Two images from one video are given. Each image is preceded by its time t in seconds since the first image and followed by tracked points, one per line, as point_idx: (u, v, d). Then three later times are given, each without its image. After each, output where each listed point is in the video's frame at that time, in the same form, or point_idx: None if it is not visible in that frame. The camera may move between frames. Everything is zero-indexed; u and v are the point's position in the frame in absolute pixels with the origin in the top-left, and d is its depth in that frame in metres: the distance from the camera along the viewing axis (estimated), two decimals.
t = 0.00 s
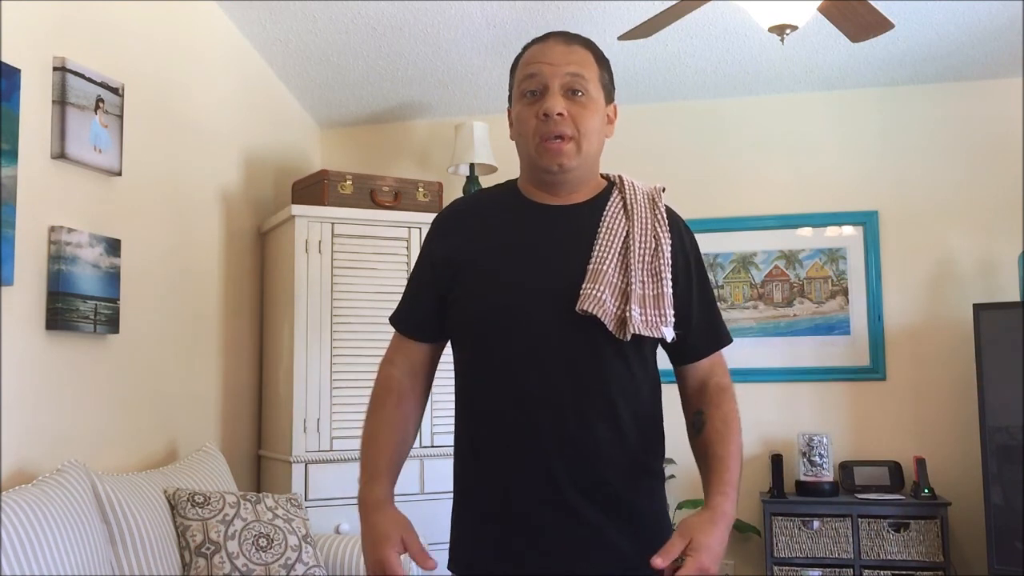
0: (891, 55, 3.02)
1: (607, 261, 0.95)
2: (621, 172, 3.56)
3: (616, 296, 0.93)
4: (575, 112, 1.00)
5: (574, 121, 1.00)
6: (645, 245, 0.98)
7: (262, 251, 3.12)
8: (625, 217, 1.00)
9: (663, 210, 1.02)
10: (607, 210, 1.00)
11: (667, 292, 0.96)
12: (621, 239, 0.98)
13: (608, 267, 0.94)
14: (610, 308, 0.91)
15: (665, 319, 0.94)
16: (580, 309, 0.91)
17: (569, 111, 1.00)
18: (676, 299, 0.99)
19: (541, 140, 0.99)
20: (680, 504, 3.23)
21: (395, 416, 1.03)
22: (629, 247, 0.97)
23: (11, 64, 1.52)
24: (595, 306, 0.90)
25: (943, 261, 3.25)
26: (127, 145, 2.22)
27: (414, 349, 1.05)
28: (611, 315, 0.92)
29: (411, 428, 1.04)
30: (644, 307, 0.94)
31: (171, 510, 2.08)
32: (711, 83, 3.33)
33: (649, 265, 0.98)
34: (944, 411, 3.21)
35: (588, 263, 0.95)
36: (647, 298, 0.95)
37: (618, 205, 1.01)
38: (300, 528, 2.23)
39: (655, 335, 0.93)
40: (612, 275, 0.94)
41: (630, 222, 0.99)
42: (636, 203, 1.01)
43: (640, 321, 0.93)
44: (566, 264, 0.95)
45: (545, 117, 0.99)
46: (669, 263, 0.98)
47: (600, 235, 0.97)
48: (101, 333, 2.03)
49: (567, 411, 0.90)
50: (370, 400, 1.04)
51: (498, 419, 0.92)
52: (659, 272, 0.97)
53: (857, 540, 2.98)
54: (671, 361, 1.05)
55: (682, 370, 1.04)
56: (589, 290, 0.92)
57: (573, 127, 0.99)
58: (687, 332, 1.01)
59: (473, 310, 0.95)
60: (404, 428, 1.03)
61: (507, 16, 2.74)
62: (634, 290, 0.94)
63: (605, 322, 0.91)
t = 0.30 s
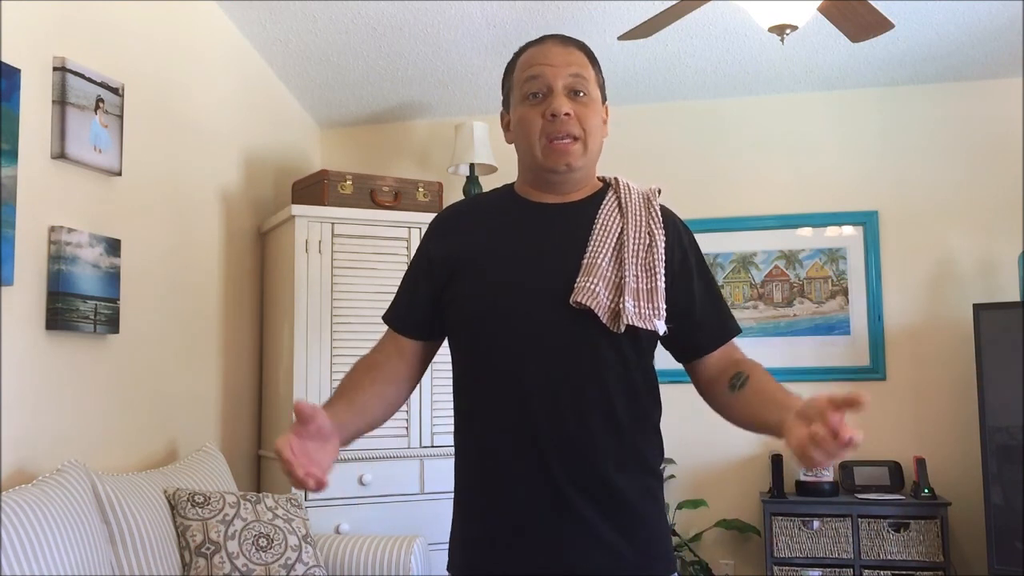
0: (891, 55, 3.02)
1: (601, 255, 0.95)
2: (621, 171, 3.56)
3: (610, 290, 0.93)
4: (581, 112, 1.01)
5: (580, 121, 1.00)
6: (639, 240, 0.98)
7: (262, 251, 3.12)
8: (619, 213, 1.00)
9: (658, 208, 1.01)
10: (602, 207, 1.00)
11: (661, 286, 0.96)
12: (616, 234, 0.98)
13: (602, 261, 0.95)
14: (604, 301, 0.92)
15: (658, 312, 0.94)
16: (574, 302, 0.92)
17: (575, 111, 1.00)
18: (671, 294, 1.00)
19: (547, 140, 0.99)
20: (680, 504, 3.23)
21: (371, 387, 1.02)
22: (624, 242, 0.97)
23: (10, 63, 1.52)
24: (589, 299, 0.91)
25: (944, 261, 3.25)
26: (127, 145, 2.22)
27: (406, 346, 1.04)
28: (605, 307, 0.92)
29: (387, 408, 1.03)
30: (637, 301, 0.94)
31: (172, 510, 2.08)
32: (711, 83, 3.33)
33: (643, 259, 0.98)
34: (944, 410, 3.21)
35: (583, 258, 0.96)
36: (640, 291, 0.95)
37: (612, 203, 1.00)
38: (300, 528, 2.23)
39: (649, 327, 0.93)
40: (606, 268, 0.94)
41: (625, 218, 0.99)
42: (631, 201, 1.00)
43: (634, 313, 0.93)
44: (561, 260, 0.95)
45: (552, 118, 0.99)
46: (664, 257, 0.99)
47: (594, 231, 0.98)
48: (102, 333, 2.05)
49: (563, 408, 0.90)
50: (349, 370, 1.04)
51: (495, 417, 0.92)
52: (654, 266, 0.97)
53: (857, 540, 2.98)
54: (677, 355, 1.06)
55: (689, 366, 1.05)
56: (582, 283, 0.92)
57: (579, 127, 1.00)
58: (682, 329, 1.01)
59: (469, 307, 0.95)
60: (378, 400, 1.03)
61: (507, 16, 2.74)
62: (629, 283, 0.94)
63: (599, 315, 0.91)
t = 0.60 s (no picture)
0: (891, 55, 3.02)
1: (602, 254, 0.95)
2: (622, 172, 3.57)
3: (611, 288, 0.93)
4: (568, 111, 1.00)
5: (568, 120, 1.00)
6: (638, 240, 0.99)
7: (262, 251, 3.12)
8: (618, 214, 1.00)
9: (657, 210, 1.02)
10: (602, 208, 1.00)
11: (661, 284, 0.96)
12: (616, 234, 0.98)
13: (603, 260, 0.95)
14: (604, 299, 0.92)
15: (659, 310, 0.94)
16: (575, 299, 0.92)
17: (562, 110, 1.00)
18: (670, 295, 1.00)
19: (535, 140, 1.00)
20: (680, 504, 3.23)
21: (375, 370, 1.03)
22: (624, 241, 0.98)
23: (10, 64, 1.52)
24: (590, 296, 0.91)
25: (944, 261, 3.25)
26: (127, 145, 2.22)
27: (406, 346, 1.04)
28: (606, 305, 0.92)
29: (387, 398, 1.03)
30: (638, 298, 0.94)
31: (172, 510, 2.08)
32: (711, 83, 3.33)
33: (643, 259, 0.98)
34: (944, 411, 3.21)
35: (583, 257, 0.96)
36: (641, 290, 0.95)
37: (611, 205, 1.00)
38: (300, 528, 2.23)
39: (650, 324, 0.93)
40: (607, 267, 0.94)
41: (624, 218, 0.99)
42: (629, 201, 1.01)
43: (635, 310, 0.93)
44: (560, 260, 0.95)
45: (538, 117, 1.00)
46: (663, 257, 0.99)
47: (593, 231, 0.98)
48: (101, 333, 2.03)
49: (564, 407, 0.90)
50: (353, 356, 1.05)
51: (496, 416, 0.92)
52: (654, 265, 0.97)
53: (857, 540, 2.98)
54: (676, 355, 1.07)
55: (689, 366, 1.05)
56: (583, 281, 0.92)
57: (565, 127, 1.00)
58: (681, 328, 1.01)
59: (467, 308, 0.95)
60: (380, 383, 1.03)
61: (507, 16, 2.74)
62: (629, 281, 0.94)
63: (600, 312, 0.91)
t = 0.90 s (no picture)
0: (891, 55, 3.02)
1: (603, 255, 0.95)
2: (621, 172, 3.57)
3: (612, 290, 0.93)
4: (568, 111, 1.00)
5: (569, 120, 1.00)
6: (639, 242, 0.99)
7: (262, 251, 3.12)
8: (618, 215, 1.00)
9: (655, 211, 1.02)
10: (601, 209, 1.00)
11: (662, 287, 0.96)
12: (616, 235, 0.98)
13: (603, 262, 0.95)
14: (606, 301, 0.92)
15: (661, 313, 0.94)
16: (577, 302, 0.91)
17: (562, 111, 1.00)
18: (670, 297, 1.00)
19: (535, 140, 0.99)
20: (680, 504, 3.23)
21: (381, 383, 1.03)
22: (624, 243, 0.98)
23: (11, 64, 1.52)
24: (591, 299, 0.91)
25: (944, 261, 3.25)
26: (127, 145, 2.22)
27: (408, 352, 1.04)
28: (608, 308, 0.92)
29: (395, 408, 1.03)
30: (639, 301, 0.94)
31: (172, 510, 2.08)
32: (711, 83, 3.33)
33: (644, 260, 0.98)
34: (944, 410, 3.21)
35: (584, 259, 0.95)
36: (642, 292, 0.95)
37: (611, 207, 1.00)
38: (300, 528, 2.23)
39: (651, 328, 0.93)
40: (608, 269, 0.95)
41: (624, 220, 0.99)
42: (629, 203, 1.01)
43: (637, 313, 0.93)
44: (560, 261, 0.95)
45: (538, 119, 0.99)
46: (664, 259, 0.99)
47: (594, 233, 0.98)
48: (101, 333, 2.03)
49: (565, 408, 0.90)
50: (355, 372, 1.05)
51: (496, 417, 0.92)
52: (654, 267, 0.97)
53: (857, 540, 2.98)
54: (669, 358, 1.07)
55: (680, 370, 1.05)
56: (584, 283, 0.92)
57: (566, 127, 1.00)
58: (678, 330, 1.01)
59: (467, 310, 0.95)
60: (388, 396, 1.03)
61: (507, 16, 2.74)
62: (631, 284, 0.95)
63: (602, 315, 0.91)
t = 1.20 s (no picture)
0: (891, 55, 3.02)
1: (600, 254, 0.95)
2: (621, 172, 3.57)
3: (609, 290, 0.93)
4: (573, 107, 1.01)
5: (573, 115, 1.01)
6: (637, 240, 0.98)
7: (262, 251, 3.12)
8: (616, 214, 1.00)
9: (654, 208, 1.02)
10: (599, 208, 1.00)
11: (660, 286, 0.96)
12: (614, 234, 0.98)
13: (600, 261, 0.95)
14: (603, 301, 0.92)
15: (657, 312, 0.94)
16: (574, 302, 0.91)
17: (567, 106, 1.01)
18: (668, 295, 1.00)
19: (541, 135, 1.00)
20: (680, 504, 3.23)
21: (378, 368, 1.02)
22: (622, 242, 0.97)
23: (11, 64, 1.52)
24: (588, 299, 0.91)
25: (944, 261, 3.25)
26: (127, 145, 2.22)
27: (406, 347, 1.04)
28: (605, 308, 0.92)
29: (391, 394, 1.02)
30: (637, 300, 0.94)
31: (172, 510, 2.08)
32: (711, 83, 3.33)
33: (642, 259, 0.98)
34: (944, 410, 3.21)
35: (581, 258, 0.95)
36: (639, 291, 0.95)
37: (609, 205, 1.00)
38: (300, 528, 2.23)
39: (648, 327, 0.93)
40: (605, 268, 0.95)
41: (622, 218, 0.99)
42: (627, 201, 1.01)
43: (633, 312, 0.93)
44: (558, 261, 0.95)
45: (544, 113, 1.00)
46: (662, 258, 0.99)
47: (591, 232, 0.97)
48: (101, 333, 2.03)
49: (564, 409, 0.90)
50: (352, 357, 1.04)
51: (496, 417, 0.92)
52: (651, 266, 0.97)
53: (857, 540, 2.98)
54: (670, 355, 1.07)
55: (685, 365, 1.05)
56: (581, 283, 0.92)
57: (572, 122, 1.00)
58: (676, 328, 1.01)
59: (464, 311, 0.95)
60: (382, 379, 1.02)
61: (507, 16, 2.74)
62: (627, 283, 0.94)
63: (598, 315, 0.91)
